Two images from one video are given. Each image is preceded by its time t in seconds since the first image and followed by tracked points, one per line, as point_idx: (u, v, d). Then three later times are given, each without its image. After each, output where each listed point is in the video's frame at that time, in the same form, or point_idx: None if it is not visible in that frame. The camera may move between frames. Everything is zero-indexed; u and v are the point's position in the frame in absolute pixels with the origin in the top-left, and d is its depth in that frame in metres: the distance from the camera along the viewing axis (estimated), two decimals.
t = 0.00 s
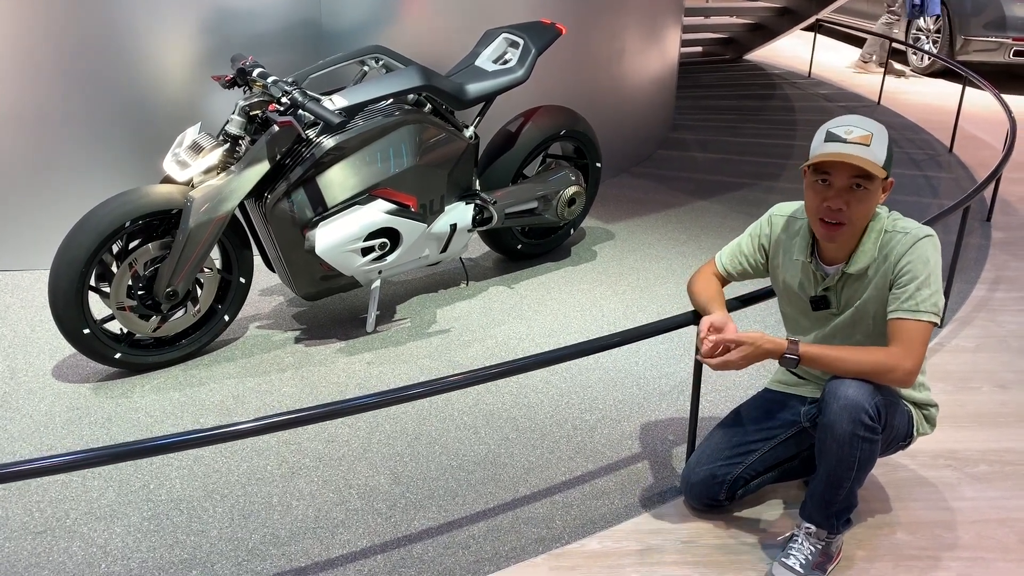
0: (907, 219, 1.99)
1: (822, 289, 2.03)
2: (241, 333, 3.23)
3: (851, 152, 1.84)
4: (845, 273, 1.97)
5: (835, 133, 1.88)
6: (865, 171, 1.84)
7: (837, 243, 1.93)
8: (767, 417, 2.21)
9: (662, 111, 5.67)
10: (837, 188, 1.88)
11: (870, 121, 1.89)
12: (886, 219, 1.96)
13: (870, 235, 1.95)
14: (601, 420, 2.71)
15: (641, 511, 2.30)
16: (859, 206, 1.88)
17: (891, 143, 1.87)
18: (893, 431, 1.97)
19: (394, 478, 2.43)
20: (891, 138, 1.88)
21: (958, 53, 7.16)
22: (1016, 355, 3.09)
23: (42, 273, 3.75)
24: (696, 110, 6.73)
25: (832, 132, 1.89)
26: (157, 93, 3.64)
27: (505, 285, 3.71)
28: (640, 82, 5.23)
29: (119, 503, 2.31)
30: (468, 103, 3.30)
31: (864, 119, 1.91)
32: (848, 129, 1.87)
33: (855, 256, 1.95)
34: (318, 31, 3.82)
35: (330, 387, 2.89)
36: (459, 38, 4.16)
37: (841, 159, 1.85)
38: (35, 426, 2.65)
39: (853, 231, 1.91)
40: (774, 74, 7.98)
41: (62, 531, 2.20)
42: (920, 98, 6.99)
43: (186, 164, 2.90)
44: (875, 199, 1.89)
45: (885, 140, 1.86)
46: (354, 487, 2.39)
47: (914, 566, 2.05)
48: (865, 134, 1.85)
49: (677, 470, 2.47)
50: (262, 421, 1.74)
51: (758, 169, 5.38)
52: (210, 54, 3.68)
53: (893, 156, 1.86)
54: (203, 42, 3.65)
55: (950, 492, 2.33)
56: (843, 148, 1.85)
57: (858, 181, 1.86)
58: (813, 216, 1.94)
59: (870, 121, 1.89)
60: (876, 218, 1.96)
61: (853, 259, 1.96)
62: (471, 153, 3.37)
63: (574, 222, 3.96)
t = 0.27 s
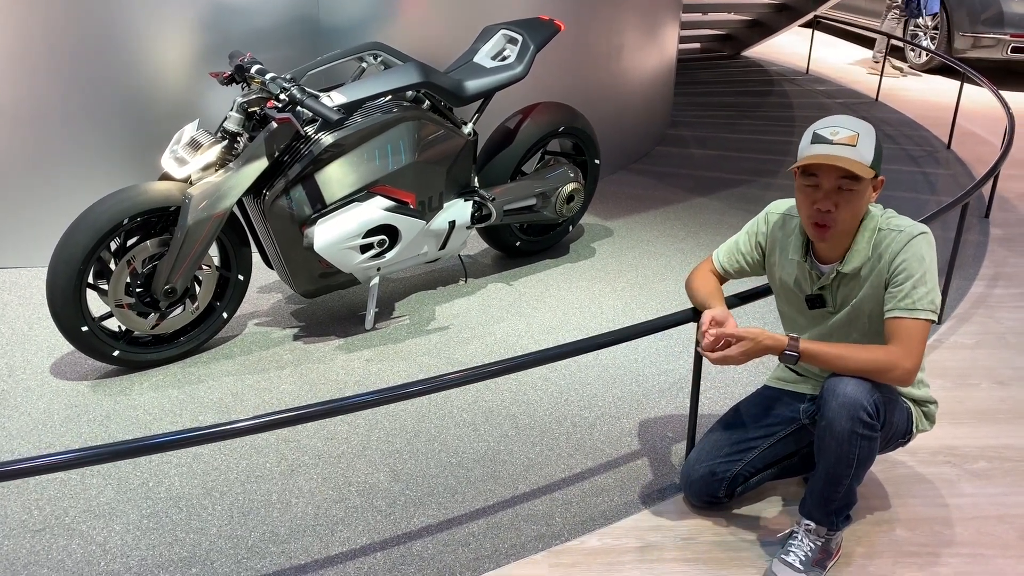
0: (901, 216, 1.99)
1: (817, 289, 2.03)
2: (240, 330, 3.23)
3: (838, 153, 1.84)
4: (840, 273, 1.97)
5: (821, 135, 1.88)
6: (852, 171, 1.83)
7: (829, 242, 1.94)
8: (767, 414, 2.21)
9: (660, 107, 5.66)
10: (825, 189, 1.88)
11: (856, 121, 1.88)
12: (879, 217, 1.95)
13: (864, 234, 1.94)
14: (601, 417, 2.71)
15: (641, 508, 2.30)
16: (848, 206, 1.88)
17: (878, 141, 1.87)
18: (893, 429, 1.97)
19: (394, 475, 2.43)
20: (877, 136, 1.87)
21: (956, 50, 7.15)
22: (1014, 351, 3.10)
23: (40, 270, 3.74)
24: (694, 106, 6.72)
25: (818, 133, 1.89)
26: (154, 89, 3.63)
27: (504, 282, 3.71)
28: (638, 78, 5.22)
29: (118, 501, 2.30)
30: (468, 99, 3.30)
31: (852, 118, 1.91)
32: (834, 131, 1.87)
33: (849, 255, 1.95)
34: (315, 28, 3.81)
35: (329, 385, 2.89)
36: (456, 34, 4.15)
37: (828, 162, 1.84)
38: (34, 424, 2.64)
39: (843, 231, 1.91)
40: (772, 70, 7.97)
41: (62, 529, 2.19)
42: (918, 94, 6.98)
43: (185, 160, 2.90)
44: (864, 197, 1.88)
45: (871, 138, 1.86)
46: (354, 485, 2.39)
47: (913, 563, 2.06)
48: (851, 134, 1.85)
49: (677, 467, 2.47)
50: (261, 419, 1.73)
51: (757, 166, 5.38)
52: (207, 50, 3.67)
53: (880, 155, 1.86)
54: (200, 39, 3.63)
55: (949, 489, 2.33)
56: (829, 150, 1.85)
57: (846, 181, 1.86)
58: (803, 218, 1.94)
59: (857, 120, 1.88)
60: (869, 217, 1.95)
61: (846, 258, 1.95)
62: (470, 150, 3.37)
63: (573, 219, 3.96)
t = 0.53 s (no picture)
0: (900, 213, 1.99)
1: (817, 285, 2.03)
2: (239, 328, 3.22)
3: (835, 147, 1.84)
4: (839, 270, 1.97)
5: (819, 129, 1.88)
6: (849, 165, 1.83)
7: (826, 237, 1.93)
8: (767, 412, 2.21)
9: (658, 104, 5.65)
10: (822, 183, 1.88)
11: (854, 115, 1.88)
12: (878, 213, 1.96)
13: (862, 230, 1.94)
14: (600, 415, 2.71)
15: (641, 505, 2.30)
16: (845, 200, 1.88)
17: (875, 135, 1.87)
18: (893, 426, 1.97)
19: (394, 473, 2.43)
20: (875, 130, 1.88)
21: (954, 46, 7.15)
22: (1013, 348, 3.10)
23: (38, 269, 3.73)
24: (693, 103, 6.72)
25: (815, 128, 1.89)
26: (152, 87, 3.62)
27: (503, 280, 3.71)
28: (636, 75, 5.21)
29: (118, 499, 2.30)
30: (466, 96, 3.30)
31: (848, 113, 1.91)
32: (830, 124, 1.86)
33: (847, 252, 1.95)
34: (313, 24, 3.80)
35: (329, 383, 2.89)
36: (455, 31, 4.14)
37: (825, 155, 1.84)
38: (33, 423, 2.64)
39: (840, 225, 1.91)
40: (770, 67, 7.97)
41: (62, 527, 2.19)
42: (916, 91, 6.99)
43: (184, 158, 2.91)
44: (861, 191, 1.89)
45: (868, 132, 1.86)
46: (354, 483, 2.39)
47: (913, 560, 2.06)
48: (848, 128, 1.85)
49: (677, 464, 2.47)
50: (261, 417, 1.73)
51: (755, 163, 5.38)
52: (205, 48, 3.66)
53: (877, 148, 1.86)
54: (198, 36, 3.63)
55: (949, 485, 2.33)
56: (826, 143, 1.85)
57: (843, 175, 1.86)
58: (801, 212, 1.93)
59: (854, 114, 1.89)
60: (868, 213, 1.96)
61: (845, 254, 1.96)
62: (468, 147, 3.37)
63: (572, 216, 3.95)
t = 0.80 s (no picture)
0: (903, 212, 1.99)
1: (818, 283, 2.03)
2: (238, 329, 3.22)
3: (836, 145, 1.84)
4: (841, 267, 1.97)
5: (821, 126, 1.88)
6: (850, 163, 1.84)
7: (826, 234, 1.94)
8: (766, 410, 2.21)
9: (656, 103, 5.66)
10: (823, 181, 1.88)
11: (856, 113, 1.89)
12: (881, 211, 1.96)
13: (865, 228, 1.95)
14: (600, 414, 2.71)
15: (641, 504, 2.31)
16: (846, 198, 1.88)
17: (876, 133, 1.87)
18: (892, 423, 1.97)
19: (394, 473, 2.43)
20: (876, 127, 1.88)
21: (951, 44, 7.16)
22: (1011, 345, 3.11)
23: (36, 270, 3.72)
24: (690, 102, 6.72)
25: (818, 125, 1.89)
26: (150, 87, 3.62)
27: (502, 279, 3.71)
28: (634, 74, 5.21)
29: (118, 500, 2.30)
30: (464, 96, 3.30)
31: (851, 110, 1.91)
32: (833, 122, 1.87)
33: (850, 250, 1.95)
34: (311, 24, 3.80)
35: (328, 383, 2.88)
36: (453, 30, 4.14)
37: (826, 152, 1.85)
38: (33, 424, 2.63)
39: (841, 223, 1.91)
40: (768, 65, 7.97)
41: (62, 529, 2.19)
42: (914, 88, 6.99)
43: (182, 159, 2.90)
44: (863, 189, 1.88)
45: (870, 129, 1.86)
46: (354, 483, 2.39)
47: (913, 557, 2.06)
48: (850, 126, 1.85)
49: (676, 463, 2.47)
50: (260, 419, 1.73)
51: (753, 161, 5.39)
52: (203, 49, 3.66)
53: (879, 147, 1.86)
54: (196, 36, 3.62)
55: (948, 483, 2.34)
56: (828, 141, 1.85)
57: (843, 173, 1.86)
58: (801, 209, 1.94)
59: (857, 112, 1.89)
60: (871, 211, 1.96)
61: (848, 251, 1.96)
62: (466, 147, 3.36)
63: (570, 215, 3.96)
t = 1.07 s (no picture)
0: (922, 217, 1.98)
1: (826, 278, 2.04)
2: (239, 332, 3.23)
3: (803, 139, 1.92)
4: (850, 265, 1.98)
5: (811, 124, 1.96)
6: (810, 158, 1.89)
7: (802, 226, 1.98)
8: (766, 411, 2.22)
9: (654, 104, 5.66)
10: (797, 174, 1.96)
11: (854, 113, 1.90)
12: (897, 214, 1.96)
13: (880, 228, 1.95)
14: (601, 415, 2.72)
15: (643, 505, 2.31)
16: (811, 194, 1.92)
17: (856, 134, 1.87)
18: (889, 421, 1.98)
19: (396, 475, 2.44)
20: (862, 129, 1.87)
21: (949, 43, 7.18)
22: (1011, 345, 3.11)
23: (36, 274, 3.72)
24: (689, 102, 6.73)
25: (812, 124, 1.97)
26: (149, 91, 3.62)
27: (502, 281, 3.71)
28: (633, 75, 5.22)
29: (120, 504, 2.31)
30: (463, 98, 3.30)
31: (858, 113, 1.91)
32: (819, 120, 1.93)
33: (861, 248, 1.96)
34: (310, 27, 3.80)
35: (329, 386, 2.89)
36: (452, 32, 4.15)
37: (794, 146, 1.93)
38: (34, 428, 2.64)
39: (808, 217, 1.95)
40: (766, 65, 7.98)
41: (65, 533, 2.19)
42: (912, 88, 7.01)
43: (182, 162, 2.91)
44: (830, 188, 1.90)
45: (848, 130, 1.87)
46: (356, 485, 2.39)
47: (914, 556, 2.07)
48: (826, 125, 1.90)
49: (677, 464, 2.48)
50: (261, 423, 1.73)
51: (752, 161, 5.39)
52: (203, 52, 3.66)
53: (851, 147, 1.86)
54: (195, 40, 3.63)
55: (948, 482, 2.35)
56: (802, 136, 1.94)
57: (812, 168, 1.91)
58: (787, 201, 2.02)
59: (857, 112, 1.90)
60: (886, 212, 1.96)
61: (860, 249, 1.97)
62: (466, 149, 3.37)
63: (570, 216, 3.96)
